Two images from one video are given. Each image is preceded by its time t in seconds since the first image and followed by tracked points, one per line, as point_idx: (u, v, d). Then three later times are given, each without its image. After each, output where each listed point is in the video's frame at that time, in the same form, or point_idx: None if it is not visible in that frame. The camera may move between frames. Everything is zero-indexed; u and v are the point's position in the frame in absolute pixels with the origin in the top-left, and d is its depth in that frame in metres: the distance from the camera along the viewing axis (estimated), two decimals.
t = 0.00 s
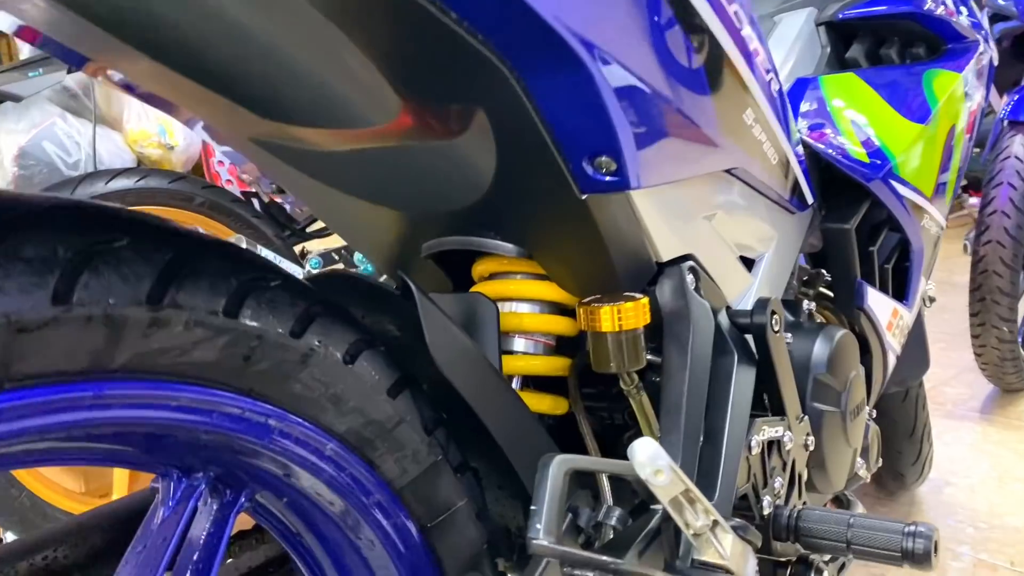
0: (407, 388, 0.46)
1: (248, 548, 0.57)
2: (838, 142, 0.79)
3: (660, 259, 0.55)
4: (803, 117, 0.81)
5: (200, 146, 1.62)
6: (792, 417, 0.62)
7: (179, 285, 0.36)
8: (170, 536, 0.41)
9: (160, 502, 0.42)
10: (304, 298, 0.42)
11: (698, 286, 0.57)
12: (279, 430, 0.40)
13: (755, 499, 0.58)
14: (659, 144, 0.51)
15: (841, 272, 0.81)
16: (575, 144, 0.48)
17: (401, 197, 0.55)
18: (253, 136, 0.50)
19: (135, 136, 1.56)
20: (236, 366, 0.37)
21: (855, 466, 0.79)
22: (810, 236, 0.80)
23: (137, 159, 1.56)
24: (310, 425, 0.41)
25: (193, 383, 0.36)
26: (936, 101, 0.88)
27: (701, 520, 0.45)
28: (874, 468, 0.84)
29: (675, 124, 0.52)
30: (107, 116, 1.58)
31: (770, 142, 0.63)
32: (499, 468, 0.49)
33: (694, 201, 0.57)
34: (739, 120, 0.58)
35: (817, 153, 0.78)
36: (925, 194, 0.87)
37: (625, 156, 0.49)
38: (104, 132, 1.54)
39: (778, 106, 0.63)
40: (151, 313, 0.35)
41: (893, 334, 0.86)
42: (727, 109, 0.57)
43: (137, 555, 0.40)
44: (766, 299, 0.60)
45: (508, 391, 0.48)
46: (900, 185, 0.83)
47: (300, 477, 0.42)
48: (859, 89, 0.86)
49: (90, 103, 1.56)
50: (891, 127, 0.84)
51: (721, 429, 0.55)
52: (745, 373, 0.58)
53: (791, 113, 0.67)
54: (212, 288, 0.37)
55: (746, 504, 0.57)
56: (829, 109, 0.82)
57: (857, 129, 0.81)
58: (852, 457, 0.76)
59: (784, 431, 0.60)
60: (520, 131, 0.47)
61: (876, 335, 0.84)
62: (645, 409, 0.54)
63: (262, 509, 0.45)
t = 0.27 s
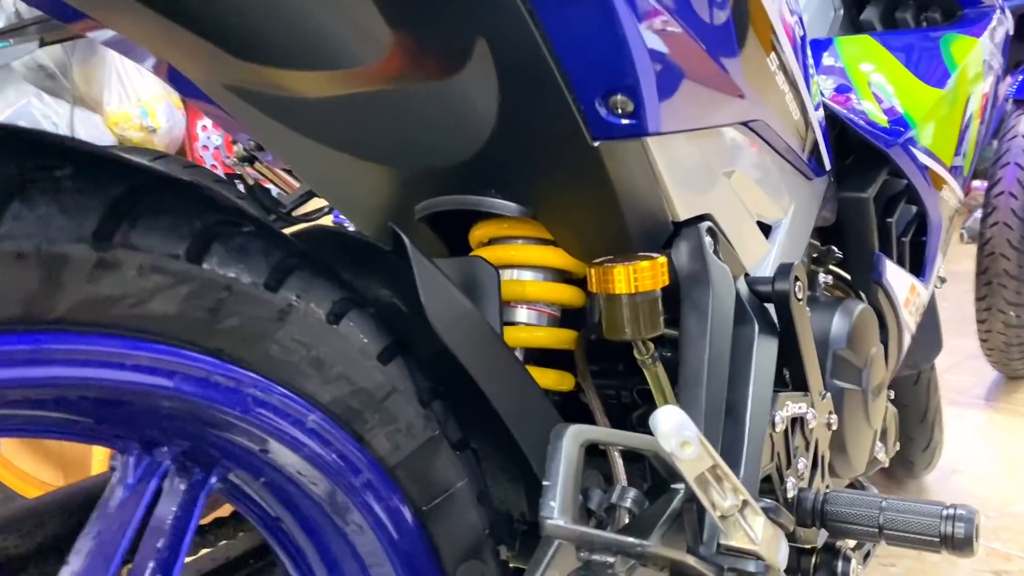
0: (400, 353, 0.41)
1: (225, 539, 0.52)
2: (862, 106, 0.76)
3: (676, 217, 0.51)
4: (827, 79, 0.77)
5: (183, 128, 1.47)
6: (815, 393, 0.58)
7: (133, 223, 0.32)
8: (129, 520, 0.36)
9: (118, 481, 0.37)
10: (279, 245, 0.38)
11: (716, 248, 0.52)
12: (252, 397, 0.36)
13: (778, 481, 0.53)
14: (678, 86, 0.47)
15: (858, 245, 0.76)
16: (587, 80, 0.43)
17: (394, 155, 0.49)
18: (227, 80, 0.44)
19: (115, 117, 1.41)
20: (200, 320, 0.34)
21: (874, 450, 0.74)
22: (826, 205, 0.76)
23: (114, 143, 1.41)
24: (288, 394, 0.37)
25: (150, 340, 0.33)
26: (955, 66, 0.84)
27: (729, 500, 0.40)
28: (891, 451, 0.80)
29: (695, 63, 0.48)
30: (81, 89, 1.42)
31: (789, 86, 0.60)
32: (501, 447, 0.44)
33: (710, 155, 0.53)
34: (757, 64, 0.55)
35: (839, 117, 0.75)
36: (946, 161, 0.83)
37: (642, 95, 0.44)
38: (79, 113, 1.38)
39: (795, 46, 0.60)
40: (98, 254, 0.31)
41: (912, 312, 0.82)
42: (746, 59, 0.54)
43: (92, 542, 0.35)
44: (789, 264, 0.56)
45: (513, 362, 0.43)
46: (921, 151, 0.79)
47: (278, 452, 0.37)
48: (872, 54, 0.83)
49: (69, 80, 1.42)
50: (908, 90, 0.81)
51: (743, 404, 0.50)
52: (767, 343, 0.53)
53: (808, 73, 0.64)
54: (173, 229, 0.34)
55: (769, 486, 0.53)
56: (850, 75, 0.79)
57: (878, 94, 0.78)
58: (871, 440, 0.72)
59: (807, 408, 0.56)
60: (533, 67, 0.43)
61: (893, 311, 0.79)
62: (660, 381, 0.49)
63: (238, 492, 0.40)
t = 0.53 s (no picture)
0: (390, 342, 0.38)
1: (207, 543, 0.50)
2: (868, 81, 0.74)
3: (683, 195, 0.48)
4: (834, 52, 0.75)
5: (164, 117, 1.37)
6: (825, 380, 0.55)
7: (89, 202, 0.30)
8: (96, 528, 0.33)
9: (84, 486, 0.34)
10: (255, 225, 0.35)
11: (723, 227, 0.49)
12: (228, 392, 0.33)
13: (789, 473, 0.51)
14: (683, 52, 0.44)
15: (863, 226, 0.73)
16: (587, 44, 0.40)
17: (381, 134, 0.46)
18: (201, 55, 0.40)
19: (94, 105, 1.28)
20: (169, 309, 0.31)
21: (881, 437, 0.72)
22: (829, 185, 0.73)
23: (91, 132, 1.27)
24: (268, 388, 0.34)
25: (114, 332, 0.30)
26: (961, 40, 0.82)
27: (744, 496, 0.37)
28: (896, 438, 0.78)
29: (700, 28, 0.46)
30: (56, 74, 1.29)
31: (795, 57, 0.57)
32: (498, 441, 0.41)
33: (717, 129, 0.50)
34: (762, 31, 0.53)
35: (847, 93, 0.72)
36: (953, 139, 0.80)
37: (646, 61, 0.42)
38: (55, 99, 1.25)
39: (800, 15, 0.58)
40: (51, 236, 0.28)
41: (918, 295, 0.79)
42: (753, 29, 0.52)
43: (55, 553, 0.32)
44: (798, 245, 0.53)
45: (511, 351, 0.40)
46: (927, 128, 0.76)
47: (258, 449, 0.34)
48: (875, 28, 0.81)
49: (45, 66, 1.24)
50: (915, 65, 0.78)
51: (753, 392, 0.48)
52: (777, 328, 0.50)
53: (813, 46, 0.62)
54: (136, 207, 0.31)
55: (779, 478, 0.50)
56: (854, 48, 0.77)
57: (883, 68, 0.76)
58: (879, 427, 0.69)
59: (818, 396, 0.53)
60: (534, 32, 0.40)
61: (899, 293, 0.76)
62: (665, 368, 0.46)
63: (216, 495, 0.37)
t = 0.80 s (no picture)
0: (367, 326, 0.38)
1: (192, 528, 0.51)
2: (849, 64, 0.73)
3: (661, 177, 0.48)
4: (815, 34, 0.74)
5: (148, 107, 1.37)
6: (806, 360, 0.55)
7: (53, 183, 0.30)
8: (72, 514, 0.33)
9: (59, 472, 0.34)
10: (227, 210, 0.35)
11: (701, 208, 0.49)
12: (202, 376, 0.33)
13: (769, 452, 0.51)
14: (660, 33, 0.44)
15: (845, 208, 0.74)
16: (562, 26, 0.40)
17: (359, 117, 0.46)
18: (176, 39, 0.40)
19: (77, 97, 1.27)
20: (139, 292, 0.31)
21: (865, 418, 0.72)
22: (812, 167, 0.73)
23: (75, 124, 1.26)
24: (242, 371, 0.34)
25: (85, 315, 0.30)
26: (942, 18, 0.81)
27: (721, 473, 0.38)
28: (881, 418, 0.78)
29: (679, 9, 0.45)
30: (39, 66, 1.27)
31: (776, 39, 0.57)
32: (479, 424, 0.42)
33: (697, 110, 0.50)
34: (744, 13, 0.52)
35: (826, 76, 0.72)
36: (933, 119, 0.81)
37: (621, 42, 0.42)
38: (38, 91, 1.24)
39: None
40: (15, 219, 0.29)
41: (901, 276, 0.80)
42: (732, 8, 0.51)
43: (31, 539, 0.33)
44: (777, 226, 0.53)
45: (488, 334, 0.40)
46: (908, 108, 0.76)
47: (234, 434, 0.34)
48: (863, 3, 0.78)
49: (28, 57, 1.20)
50: (898, 45, 0.77)
51: (733, 372, 0.48)
52: (756, 308, 0.51)
53: (794, 27, 0.61)
54: (103, 191, 0.31)
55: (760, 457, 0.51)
56: (837, 28, 0.75)
57: (865, 50, 0.75)
58: (862, 407, 0.70)
59: (799, 375, 0.54)
60: (507, 9, 0.39)
61: (881, 274, 0.77)
62: (645, 350, 0.46)
63: (194, 480, 0.37)
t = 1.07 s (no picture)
0: (352, 315, 0.39)
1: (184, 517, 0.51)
2: (833, 55, 0.72)
3: (644, 166, 0.48)
4: (799, 26, 0.72)
5: (140, 101, 1.36)
6: (791, 347, 0.56)
7: (38, 174, 0.31)
8: (60, 501, 0.33)
9: (48, 460, 0.35)
10: (212, 200, 0.36)
11: (684, 198, 0.50)
12: (188, 364, 0.34)
13: (752, 438, 0.52)
14: (641, 24, 0.44)
15: (832, 196, 0.74)
16: (543, 16, 0.41)
17: (344, 108, 0.47)
18: (162, 33, 0.40)
19: (68, 90, 1.27)
20: (125, 281, 0.32)
21: (851, 405, 0.73)
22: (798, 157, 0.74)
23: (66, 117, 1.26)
24: (229, 360, 0.35)
25: (73, 304, 0.31)
26: (927, 9, 0.82)
27: (701, 458, 0.38)
28: (869, 405, 0.79)
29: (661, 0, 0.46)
30: (28, 59, 1.27)
31: (759, 30, 0.57)
32: (463, 412, 0.42)
33: (681, 100, 0.50)
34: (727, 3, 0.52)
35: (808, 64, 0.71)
36: (919, 109, 0.81)
37: (602, 33, 0.42)
38: (29, 85, 1.23)
39: None
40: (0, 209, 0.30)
41: (888, 264, 0.80)
42: None
43: (20, 526, 0.33)
44: (760, 215, 0.54)
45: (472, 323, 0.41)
46: (893, 98, 0.77)
47: (221, 421, 0.35)
48: None
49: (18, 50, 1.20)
50: (880, 32, 0.77)
51: (716, 359, 0.49)
52: (740, 297, 0.51)
53: (778, 19, 0.62)
54: (90, 180, 0.32)
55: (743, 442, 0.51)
56: (823, 20, 0.73)
57: (850, 40, 0.74)
58: (848, 394, 0.70)
59: (783, 362, 0.54)
60: None
61: (868, 263, 0.77)
62: (629, 338, 0.47)
63: (182, 467, 0.38)
